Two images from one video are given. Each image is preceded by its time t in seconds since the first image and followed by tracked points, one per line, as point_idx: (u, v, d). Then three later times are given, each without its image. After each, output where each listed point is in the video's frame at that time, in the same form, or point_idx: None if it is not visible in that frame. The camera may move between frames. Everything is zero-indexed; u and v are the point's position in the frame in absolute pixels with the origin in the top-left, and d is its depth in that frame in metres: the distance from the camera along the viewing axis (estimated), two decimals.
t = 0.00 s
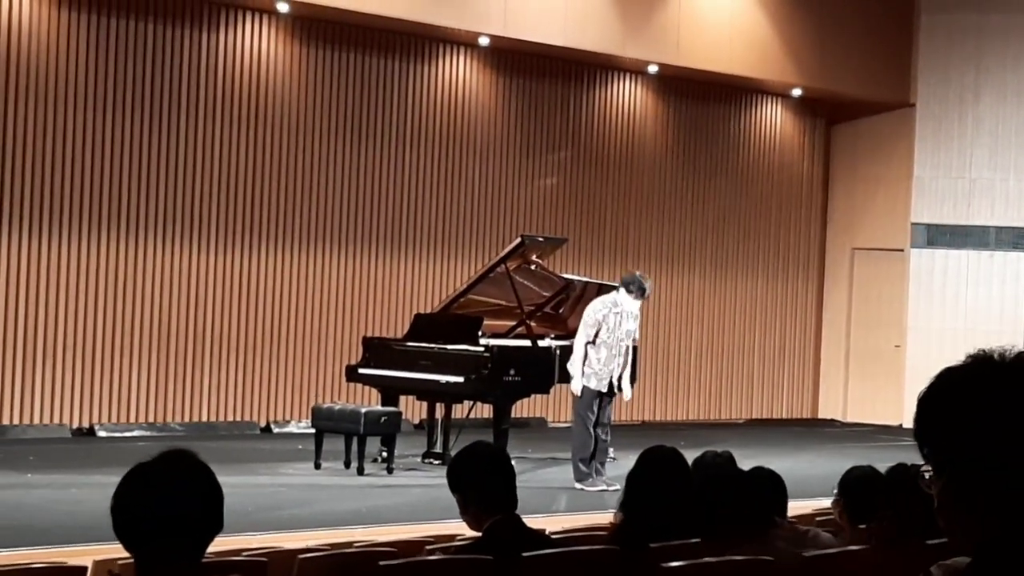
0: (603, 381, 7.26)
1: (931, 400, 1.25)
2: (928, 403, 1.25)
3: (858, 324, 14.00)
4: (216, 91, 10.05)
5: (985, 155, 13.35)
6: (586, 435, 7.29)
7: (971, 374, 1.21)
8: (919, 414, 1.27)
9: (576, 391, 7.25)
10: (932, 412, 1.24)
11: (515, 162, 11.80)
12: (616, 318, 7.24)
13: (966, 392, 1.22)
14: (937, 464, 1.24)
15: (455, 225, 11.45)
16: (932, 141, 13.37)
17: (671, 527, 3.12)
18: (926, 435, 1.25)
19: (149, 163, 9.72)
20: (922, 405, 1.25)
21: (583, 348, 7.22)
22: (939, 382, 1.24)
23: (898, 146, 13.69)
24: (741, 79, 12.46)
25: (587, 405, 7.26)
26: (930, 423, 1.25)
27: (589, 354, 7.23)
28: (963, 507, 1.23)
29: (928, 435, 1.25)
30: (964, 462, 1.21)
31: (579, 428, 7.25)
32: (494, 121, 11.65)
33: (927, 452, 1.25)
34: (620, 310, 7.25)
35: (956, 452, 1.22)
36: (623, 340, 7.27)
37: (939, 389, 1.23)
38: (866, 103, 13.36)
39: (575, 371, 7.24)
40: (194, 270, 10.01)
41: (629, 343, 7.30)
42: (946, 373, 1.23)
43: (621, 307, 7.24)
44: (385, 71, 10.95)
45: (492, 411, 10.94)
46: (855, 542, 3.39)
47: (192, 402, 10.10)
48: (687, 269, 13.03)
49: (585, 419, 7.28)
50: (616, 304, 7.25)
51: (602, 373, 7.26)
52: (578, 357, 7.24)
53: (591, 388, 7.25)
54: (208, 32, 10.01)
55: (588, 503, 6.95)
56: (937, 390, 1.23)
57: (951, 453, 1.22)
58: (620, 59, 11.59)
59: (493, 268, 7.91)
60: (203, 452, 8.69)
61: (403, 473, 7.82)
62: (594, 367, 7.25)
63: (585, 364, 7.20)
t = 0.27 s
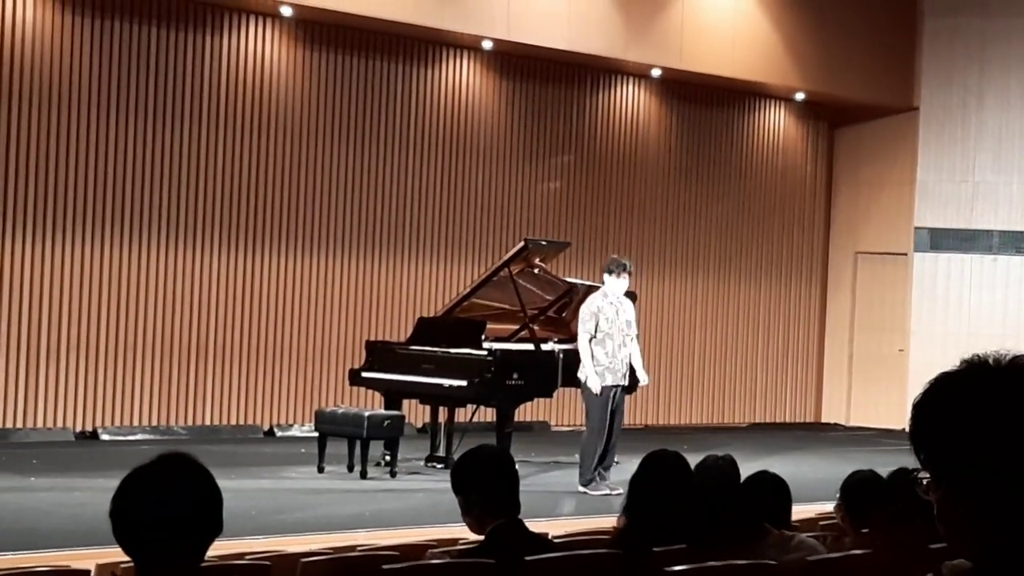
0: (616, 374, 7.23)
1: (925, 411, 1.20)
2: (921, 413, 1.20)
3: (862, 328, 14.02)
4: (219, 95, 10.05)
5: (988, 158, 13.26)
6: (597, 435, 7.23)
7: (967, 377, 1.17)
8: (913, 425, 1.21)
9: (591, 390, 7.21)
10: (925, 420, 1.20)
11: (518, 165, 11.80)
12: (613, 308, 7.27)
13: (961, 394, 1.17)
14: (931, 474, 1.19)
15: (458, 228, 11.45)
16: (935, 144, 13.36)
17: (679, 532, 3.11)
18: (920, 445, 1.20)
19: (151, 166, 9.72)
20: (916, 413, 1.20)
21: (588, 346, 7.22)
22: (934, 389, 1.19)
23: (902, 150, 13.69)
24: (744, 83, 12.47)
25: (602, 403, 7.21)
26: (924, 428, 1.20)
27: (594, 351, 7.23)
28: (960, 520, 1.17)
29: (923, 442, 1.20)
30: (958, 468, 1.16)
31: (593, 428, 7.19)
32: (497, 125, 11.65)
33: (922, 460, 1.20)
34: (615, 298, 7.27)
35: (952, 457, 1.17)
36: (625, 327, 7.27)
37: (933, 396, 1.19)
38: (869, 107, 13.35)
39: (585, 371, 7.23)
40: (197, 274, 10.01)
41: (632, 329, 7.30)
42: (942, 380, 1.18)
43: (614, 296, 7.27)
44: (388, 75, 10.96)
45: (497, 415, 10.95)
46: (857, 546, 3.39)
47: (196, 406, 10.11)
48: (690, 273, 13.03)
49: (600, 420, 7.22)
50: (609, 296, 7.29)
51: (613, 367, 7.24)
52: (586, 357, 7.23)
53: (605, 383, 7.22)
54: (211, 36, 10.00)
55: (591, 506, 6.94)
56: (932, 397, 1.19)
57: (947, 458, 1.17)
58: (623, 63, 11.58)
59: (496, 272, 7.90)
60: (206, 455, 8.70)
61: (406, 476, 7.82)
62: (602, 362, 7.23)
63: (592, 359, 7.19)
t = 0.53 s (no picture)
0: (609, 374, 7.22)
1: (923, 414, 1.25)
2: (920, 416, 1.25)
3: (864, 331, 14.02)
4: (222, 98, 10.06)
5: (991, 161, 13.29)
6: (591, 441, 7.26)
7: (966, 383, 1.22)
8: (910, 426, 1.26)
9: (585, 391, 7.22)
10: (925, 423, 1.24)
11: (521, 169, 11.81)
12: (604, 307, 7.25)
13: (959, 399, 1.22)
14: (932, 476, 1.23)
15: (460, 231, 11.45)
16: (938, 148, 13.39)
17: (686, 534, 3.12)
18: (919, 446, 1.24)
19: (153, 169, 9.73)
20: (914, 417, 1.25)
21: (580, 348, 7.21)
22: (934, 394, 1.23)
23: (904, 154, 13.67)
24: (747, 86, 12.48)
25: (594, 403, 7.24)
26: (923, 432, 1.24)
27: (587, 351, 7.22)
28: (963, 521, 1.22)
29: (922, 444, 1.24)
30: (961, 471, 1.21)
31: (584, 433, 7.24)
32: (500, 128, 11.65)
33: (921, 460, 1.24)
34: (606, 298, 7.25)
35: (953, 460, 1.21)
36: (618, 325, 7.25)
37: (933, 401, 1.23)
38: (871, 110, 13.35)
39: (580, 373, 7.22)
40: (199, 278, 10.01)
41: (626, 325, 7.27)
42: (941, 383, 1.23)
43: (605, 296, 7.26)
44: (392, 78, 10.96)
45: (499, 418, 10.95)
46: (859, 549, 3.38)
47: (198, 409, 10.10)
48: (693, 276, 13.03)
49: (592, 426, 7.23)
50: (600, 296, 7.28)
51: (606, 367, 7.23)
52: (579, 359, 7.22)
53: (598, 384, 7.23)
54: (213, 39, 10.01)
55: (594, 510, 6.94)
56: (930, 403, 1.23)
57: (948, 460, 1.22)
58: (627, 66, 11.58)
59: (500, 275, 7.91)
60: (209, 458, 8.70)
61: (409, 480, 7.82)
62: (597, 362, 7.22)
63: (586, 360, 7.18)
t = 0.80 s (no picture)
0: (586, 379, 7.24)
1: (932, 410, 1.23)
2: (926, 415, 1.23)
3: (866, 335, 14.04)
4: (224, 100, 10.07)
5: (993, 165, 13.33)
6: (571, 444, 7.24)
7: (977, 382, 1.19)
8: (919, 424, 1.24)
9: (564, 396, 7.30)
10: (932, 420, 1.22)
11: (522, 172, 11.81)
12: (585, 312, 7.28)
13: (965, 398, 1.20)
14: (935, 474, 1.21)
15: (461, 234, 11.46)
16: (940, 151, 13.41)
17: (689, 536, 3.12)
18: (925, 445, 1.23)
19: (156, 171, 9.73)
20: (923, 413, 1.23)
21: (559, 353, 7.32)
22: (943, 389, 1.21)
23: (907, 157, 13.66)
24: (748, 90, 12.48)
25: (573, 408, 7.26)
26: (930, 428, 1.22)
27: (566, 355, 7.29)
28: (964, 519, 1.20)
29: (928, 443, 1.22)
30: (966, 469, 1.19)
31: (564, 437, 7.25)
32: (501, 132, 11.65)
33: (927, 456, 1.22)
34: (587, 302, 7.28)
35: (959, 457, 1.19)
36: (598, 330, 7.25)
37: (941, 399, 1.21)
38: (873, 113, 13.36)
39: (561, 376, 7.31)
40: (200, 281, 10.01)
41: (607, 332, 7.24)
42: (951, 380, 1.21)
43: (588, 300, 7.29)
44: (393, 81, 10.97)
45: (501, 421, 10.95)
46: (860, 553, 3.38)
47: (200, 412, 10.10)
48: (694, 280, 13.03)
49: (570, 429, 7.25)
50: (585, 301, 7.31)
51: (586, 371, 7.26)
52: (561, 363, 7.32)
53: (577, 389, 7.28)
54: (216, 42, 10.02)
55: (595, 513, 6.94)
56: (940, 400, 1.21)
57: (953, 457, 1.20)
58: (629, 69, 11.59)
59: (501, 277, 7.91)
60: (211, 461, 8.70)
61: (410, 483, 7.82)
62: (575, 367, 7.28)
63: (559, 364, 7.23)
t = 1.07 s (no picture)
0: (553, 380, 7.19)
1: (942, 413, 1.24)
2: (938, 418, 1.24)
3: (866, 337, 14.03)
4: (225, 103, 10.08)
5: (994, 167, 13.32)
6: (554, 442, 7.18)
7: (994, 381, 1.21)
8: (928, 428, 1.25)
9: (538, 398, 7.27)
10: (944, 425, 1.23)
11: (523, 174, 11.80)
12: (554, 312, 7.23)
13: (974, 401, 1.21)
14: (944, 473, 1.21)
15: (461, 236, 11.46)
16: (940, 152, 13.41)
17: (692, 541, 3.08)
18: (939, 449, 1.23)
19: (156, 173, 9.73)
20: (933, 413, 1.24)
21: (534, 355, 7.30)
22: (954, 389, 1.22)
23: (908, 160, 13.65)
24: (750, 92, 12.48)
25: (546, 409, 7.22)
26: (940, 429, 1.23)
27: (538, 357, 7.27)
28: (964, 521, 1.18)
29: (940, 445, 1.23)
30: (980, 466, 1.18)
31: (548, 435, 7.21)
32: (501, 134, 11.65)
33: (937, 458, 1.22)
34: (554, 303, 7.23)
35: (973, 455, 1.19)
36: (562, 331, 7.18)
37: (956, 395, 1.22)
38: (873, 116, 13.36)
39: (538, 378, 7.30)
40: (201, 283, 10.01)
41: (569, 332, 7.16)
42: (965, 378, 1.22)
43: (556, 300, 7.24)
44: (393, 84, 10.97)
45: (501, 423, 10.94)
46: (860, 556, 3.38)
47: (200, 415, 10.10)
48: (694, 284, 13.01)
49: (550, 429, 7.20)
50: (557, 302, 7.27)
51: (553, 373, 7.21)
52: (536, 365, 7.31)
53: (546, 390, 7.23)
54: (217, 44, 10.02)
55: (595, 515, 6.94)
56: (955, 396, 1.22)
57: (966, 455, 1.20)
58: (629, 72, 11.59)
59: (502, 279, 7.91)
60: (212, 463, 8.69)
61: (410, 485, 7.82)
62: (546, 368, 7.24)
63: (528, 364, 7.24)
